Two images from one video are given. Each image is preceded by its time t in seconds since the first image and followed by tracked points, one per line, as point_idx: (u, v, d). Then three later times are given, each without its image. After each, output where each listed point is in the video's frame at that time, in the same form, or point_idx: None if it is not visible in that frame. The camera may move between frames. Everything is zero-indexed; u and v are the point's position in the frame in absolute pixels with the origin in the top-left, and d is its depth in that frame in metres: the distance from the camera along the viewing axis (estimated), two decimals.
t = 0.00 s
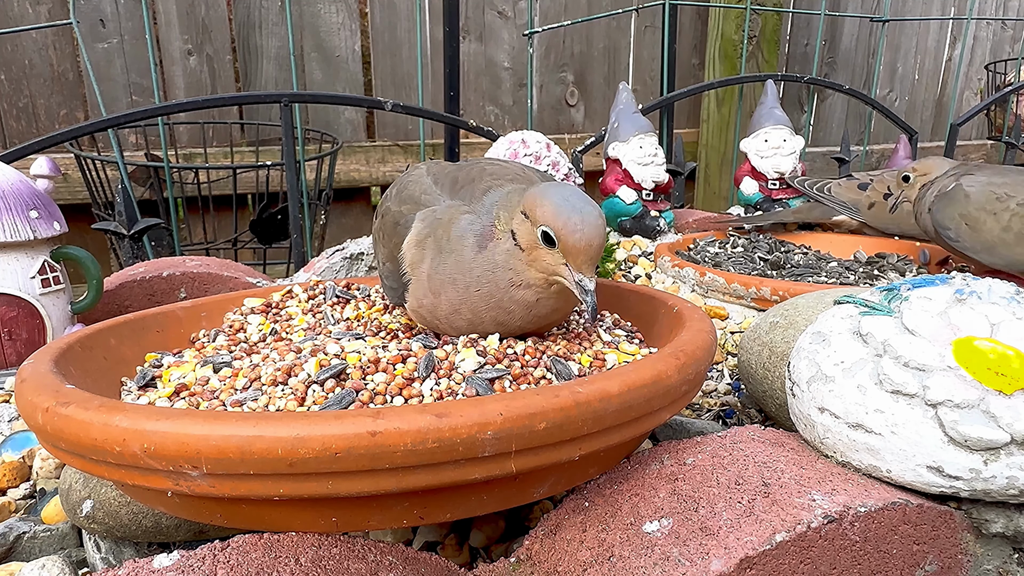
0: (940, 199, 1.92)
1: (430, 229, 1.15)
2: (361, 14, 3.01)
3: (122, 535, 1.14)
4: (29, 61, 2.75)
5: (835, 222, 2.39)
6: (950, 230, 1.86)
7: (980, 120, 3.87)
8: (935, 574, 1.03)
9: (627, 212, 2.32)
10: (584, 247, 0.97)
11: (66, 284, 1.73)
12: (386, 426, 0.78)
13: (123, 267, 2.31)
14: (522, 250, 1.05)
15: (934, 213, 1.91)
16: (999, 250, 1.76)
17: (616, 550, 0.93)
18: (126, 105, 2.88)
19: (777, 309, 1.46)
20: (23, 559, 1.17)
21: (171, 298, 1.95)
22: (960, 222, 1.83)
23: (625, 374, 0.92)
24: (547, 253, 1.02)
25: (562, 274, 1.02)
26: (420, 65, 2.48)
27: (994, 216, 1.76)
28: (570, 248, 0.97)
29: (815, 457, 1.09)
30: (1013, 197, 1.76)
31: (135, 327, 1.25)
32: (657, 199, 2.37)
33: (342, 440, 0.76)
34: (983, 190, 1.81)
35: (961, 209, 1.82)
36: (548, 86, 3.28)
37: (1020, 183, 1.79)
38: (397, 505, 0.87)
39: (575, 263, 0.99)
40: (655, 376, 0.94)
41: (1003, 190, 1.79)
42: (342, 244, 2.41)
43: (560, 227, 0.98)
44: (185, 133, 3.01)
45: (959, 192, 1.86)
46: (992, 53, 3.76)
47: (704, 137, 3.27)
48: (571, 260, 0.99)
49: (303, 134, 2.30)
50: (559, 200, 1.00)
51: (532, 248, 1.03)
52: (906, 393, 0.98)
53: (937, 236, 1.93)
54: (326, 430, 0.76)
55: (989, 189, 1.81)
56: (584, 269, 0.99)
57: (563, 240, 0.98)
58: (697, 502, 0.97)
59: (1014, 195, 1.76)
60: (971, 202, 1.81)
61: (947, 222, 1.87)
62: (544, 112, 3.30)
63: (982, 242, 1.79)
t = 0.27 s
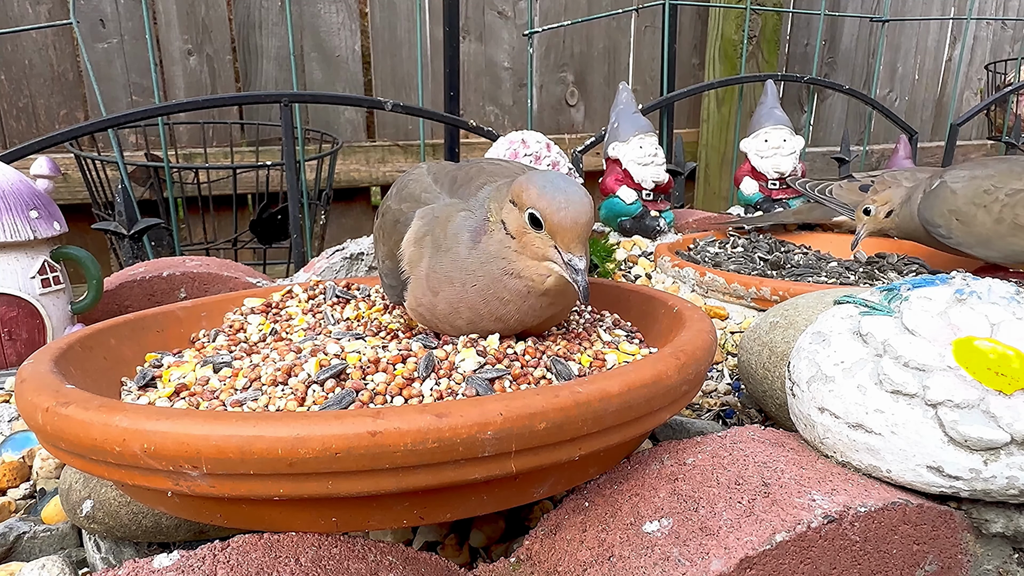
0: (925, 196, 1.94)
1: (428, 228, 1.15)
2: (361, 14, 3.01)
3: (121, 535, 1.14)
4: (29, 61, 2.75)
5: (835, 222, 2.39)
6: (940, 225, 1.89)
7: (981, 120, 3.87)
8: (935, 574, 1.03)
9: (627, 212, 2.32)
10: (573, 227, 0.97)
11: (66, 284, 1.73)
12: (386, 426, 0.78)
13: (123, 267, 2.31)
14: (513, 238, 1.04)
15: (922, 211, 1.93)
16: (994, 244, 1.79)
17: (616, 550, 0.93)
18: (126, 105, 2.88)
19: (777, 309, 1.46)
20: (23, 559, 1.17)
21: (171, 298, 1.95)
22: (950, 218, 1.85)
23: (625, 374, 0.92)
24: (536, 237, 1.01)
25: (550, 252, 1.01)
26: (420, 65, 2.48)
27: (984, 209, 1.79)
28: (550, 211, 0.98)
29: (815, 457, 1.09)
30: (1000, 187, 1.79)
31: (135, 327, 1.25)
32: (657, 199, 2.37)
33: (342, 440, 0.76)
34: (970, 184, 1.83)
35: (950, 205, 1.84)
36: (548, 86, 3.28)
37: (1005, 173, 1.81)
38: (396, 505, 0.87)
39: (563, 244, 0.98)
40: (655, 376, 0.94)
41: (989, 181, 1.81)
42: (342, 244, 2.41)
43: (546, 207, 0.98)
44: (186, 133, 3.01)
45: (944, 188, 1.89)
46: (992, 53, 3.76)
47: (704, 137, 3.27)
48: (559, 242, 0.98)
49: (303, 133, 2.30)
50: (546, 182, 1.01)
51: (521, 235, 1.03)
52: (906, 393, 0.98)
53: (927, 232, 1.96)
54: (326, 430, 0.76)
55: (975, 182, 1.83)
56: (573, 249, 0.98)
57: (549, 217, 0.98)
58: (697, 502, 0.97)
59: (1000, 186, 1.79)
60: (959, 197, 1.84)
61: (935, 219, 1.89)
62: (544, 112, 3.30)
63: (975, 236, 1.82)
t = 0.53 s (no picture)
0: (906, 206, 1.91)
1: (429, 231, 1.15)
2: (361, 14, 3.01)
3: (122, 535, 1.14)
4: (30, 61, 2.75)
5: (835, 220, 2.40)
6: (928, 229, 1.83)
7: (981, 120, 3.87)
8: (935, 574, 1.03)
9: (627, 212, 2.32)
10: (586, 240, 1.00)
11: (66, 284, 1.73)
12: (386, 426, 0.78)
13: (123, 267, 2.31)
14: (519, 250, 1.06)
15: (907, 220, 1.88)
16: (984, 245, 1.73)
17: (616, 550, 0.93)
18: (126, 105, 2.88)
19: (777, 309, 1.46)
20: (24, 559, 1.17)
21: (171, 298, 1.95)
22: (937, 223, 1.79)
23: (625, 374, 0.92)
24: (547, 251, 1.03)
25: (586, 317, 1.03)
26: (420, 65, 2.48)
27: (969, 211, 1.74)
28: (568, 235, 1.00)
29: (815, 457, 1.09)
30: (981, 187, 1.75)
31: (134, 327, 1.25)
32: (657, 199, 2.37)
33: (342, 440, 0.76)
34: (950, 189, 1.79)
35: (933, 210, 1.79)
36: (548, 86, 3.28)
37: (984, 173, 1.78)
38: (396, 505, 0.87)
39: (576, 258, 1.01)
40: (655, 376, 0.94)
41: (969, 183, 1.77)
42: (342, 244, 2.41)
43: (560, 219, 1.00)
44: (185, 133, 3.01)
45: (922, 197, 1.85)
46: (992, 53, 3.76)
47: (704, 137, 3.27)
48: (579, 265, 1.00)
49: (303, 133, 2.30)
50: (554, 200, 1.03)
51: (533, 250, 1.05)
52: (906, 393, 0.98)
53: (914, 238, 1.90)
54: (326, 429, 0.76)
55: (956, 185, 1.79)
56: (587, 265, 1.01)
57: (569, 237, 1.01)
58: (697, 502, 0.97)
59: (981, 186, 1.75)
60: (941, 202, 1.79)
61: (923, 227, 1.84)
62: (544, 112, 3.30)
63: (965, 238, 1.76)
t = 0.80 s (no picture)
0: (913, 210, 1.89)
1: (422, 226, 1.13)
2: (361, 14, 3.01)
3: (121, 535, 1.14)
4: (30, 61, 2.75)
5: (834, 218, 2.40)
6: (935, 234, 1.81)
7: (981, 120, 3.87)
8: (935, 574, 1.03)
9: (627, 212, 2.32)
10: (508, 152, 0.97)
11: (66, 284, 1.73)
12: (386, 426, 0.78)
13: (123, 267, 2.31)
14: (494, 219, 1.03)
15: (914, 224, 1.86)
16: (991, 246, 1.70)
17: (616, 550, 0.93)
18: (126, 105, 2.88)
19: (777, 309, 1.46)
20: (23, 560, 1.17)
21: (171, 298, 1.95)
22: (945, 227, 1.78)
23: (625, 374, 0.92)
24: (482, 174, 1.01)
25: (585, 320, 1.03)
26: (420, 65, 2.47)
27: (976, 213, 1.72)
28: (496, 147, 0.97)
29: (815, 457, 1.09)
30: (987, 191, 1.75)
31: (135, 327, 1.25)
32: (657, 199, 2.37)
33: (342, 440, 0.76)
34: (957, 192, 1.79)
35: (941, 213, 1.78)
36: (548, 86, 3.28)
37: (988, 177, 1.79)
38: (396, 505, 0.87)
39: (499, 171, 0.98)
40: (655, 376, 0.94)
41: (975, 187, 1.77)
42: (342, 244, 2.41)
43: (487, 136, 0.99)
44: (185, 133, 3.01)
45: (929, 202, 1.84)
46: (992, 53, 3.76)
47: (704, 137, 3.27)
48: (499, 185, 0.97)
49: (303, 133, 2.30)
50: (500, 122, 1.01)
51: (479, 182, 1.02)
52: (906, 393, 0.98)
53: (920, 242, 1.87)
54: (326, 429, 0.76)
55: (961, 189, 1.79)
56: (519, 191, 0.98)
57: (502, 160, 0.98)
58: (697, 503, 0.97)
59: (988, 189, 1.75)
60: (948, 204, 1.78)
61: (929, 230, 1.82)
62: (544, 112, 3.30)
63: (972, 241, 1.73)
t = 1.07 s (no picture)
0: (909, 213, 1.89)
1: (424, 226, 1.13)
2: (361, 14, 3.01)
3: (121, 535, 1.14)
4: (30, 61, 2.75)
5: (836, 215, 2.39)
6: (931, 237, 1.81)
7: (980, 120, 3.87)
8: (935, 574, 1.03)
9: (627, 212, 2.31)
10: (435, 215, 0.93)
11: (66, 284, 1.73)
12: (386, 426, 0.78)
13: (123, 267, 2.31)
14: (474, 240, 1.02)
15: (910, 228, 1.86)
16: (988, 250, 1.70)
17: (616, 550, 0.93)
18: (126, 105, 2.88)
19: (777, 309, 1.46)
20: (23, 560, 1.17)
21: (171, 298, 1.95)
22: (942, 230, 1.77)
23: (625, 374, 0.92)
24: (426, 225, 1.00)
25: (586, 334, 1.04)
26: (420, 65, 2.47)
27: (973, 217, 1.72)
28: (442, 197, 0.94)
29: (815, 457, 1.09)
30: (984, 194, 1.75)
31: (135, 327, 1.25)
32: (657, 199, 2.37)
33: (342, 440, 0.76)
34: (952, 195, 1.78)
35: (936, 216, 1.78)
36: (548, 86, 3.28)
37: (985, 180, 1.79)
38: (396, 505, 0.87)
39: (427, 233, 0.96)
40: (655, 376, 0.94)
41: (971, 190, 1.77)
42: (342, 244, 2.41)
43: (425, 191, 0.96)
44: (185, 133, 3.01)
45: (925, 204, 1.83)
46: (992, 53, 3.76)
47: (704, 137, 3.27)
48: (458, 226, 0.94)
49: (303, 134, 2.30)
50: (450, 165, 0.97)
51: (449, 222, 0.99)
52: (906, 393, 0.98)
53: (917, 245, 1.87)
54: (326, 429, 0.76)
55: (957, 192, 1.79)
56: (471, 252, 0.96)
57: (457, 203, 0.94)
58: (697, 503, 0.97)
59: (983, 193, 1.74)
60: (944, 208, 1.78)
61: (927, 235, 1.81)
62: (544, 112, 3.30)
63: (970, 245, 1.73)
